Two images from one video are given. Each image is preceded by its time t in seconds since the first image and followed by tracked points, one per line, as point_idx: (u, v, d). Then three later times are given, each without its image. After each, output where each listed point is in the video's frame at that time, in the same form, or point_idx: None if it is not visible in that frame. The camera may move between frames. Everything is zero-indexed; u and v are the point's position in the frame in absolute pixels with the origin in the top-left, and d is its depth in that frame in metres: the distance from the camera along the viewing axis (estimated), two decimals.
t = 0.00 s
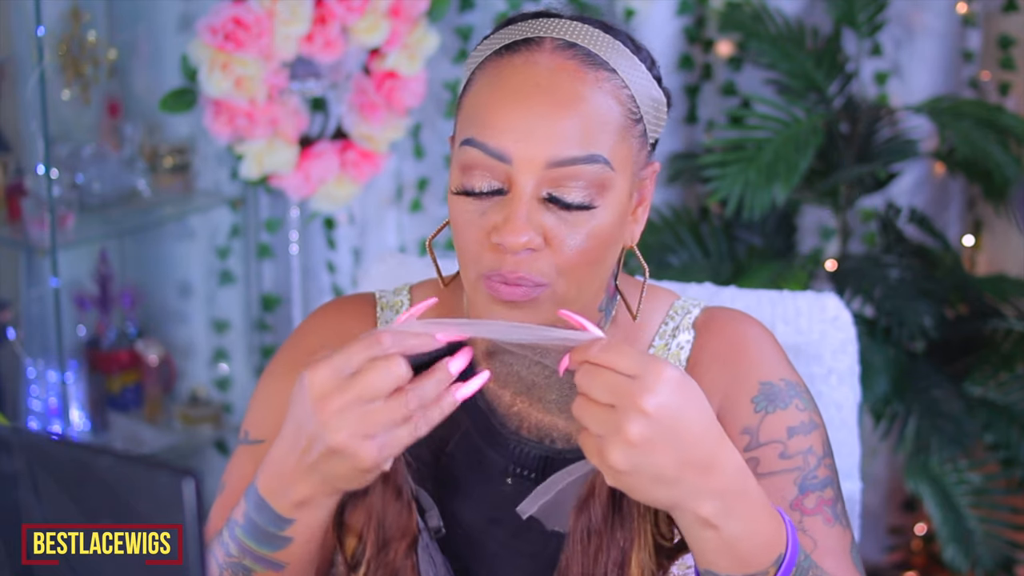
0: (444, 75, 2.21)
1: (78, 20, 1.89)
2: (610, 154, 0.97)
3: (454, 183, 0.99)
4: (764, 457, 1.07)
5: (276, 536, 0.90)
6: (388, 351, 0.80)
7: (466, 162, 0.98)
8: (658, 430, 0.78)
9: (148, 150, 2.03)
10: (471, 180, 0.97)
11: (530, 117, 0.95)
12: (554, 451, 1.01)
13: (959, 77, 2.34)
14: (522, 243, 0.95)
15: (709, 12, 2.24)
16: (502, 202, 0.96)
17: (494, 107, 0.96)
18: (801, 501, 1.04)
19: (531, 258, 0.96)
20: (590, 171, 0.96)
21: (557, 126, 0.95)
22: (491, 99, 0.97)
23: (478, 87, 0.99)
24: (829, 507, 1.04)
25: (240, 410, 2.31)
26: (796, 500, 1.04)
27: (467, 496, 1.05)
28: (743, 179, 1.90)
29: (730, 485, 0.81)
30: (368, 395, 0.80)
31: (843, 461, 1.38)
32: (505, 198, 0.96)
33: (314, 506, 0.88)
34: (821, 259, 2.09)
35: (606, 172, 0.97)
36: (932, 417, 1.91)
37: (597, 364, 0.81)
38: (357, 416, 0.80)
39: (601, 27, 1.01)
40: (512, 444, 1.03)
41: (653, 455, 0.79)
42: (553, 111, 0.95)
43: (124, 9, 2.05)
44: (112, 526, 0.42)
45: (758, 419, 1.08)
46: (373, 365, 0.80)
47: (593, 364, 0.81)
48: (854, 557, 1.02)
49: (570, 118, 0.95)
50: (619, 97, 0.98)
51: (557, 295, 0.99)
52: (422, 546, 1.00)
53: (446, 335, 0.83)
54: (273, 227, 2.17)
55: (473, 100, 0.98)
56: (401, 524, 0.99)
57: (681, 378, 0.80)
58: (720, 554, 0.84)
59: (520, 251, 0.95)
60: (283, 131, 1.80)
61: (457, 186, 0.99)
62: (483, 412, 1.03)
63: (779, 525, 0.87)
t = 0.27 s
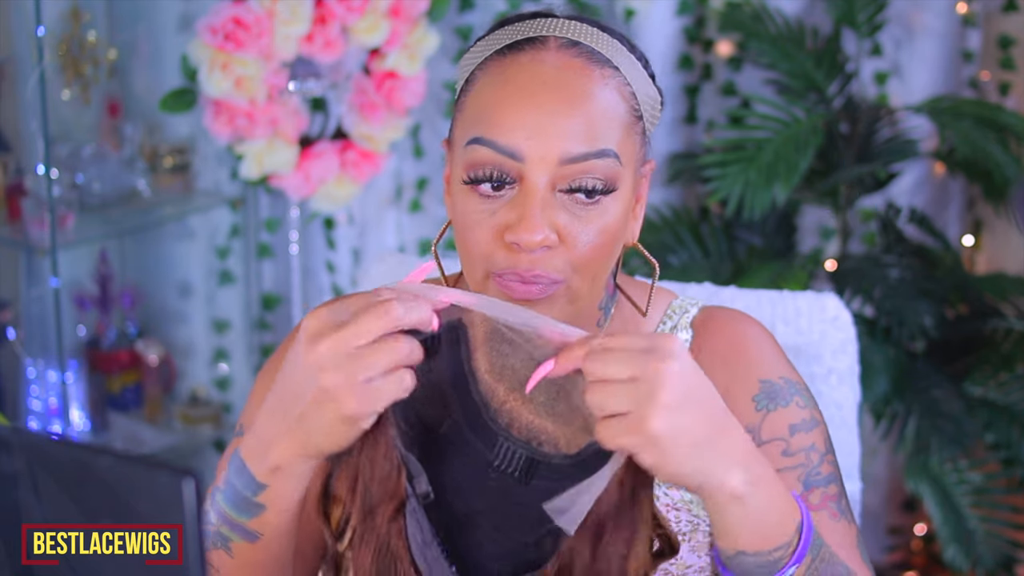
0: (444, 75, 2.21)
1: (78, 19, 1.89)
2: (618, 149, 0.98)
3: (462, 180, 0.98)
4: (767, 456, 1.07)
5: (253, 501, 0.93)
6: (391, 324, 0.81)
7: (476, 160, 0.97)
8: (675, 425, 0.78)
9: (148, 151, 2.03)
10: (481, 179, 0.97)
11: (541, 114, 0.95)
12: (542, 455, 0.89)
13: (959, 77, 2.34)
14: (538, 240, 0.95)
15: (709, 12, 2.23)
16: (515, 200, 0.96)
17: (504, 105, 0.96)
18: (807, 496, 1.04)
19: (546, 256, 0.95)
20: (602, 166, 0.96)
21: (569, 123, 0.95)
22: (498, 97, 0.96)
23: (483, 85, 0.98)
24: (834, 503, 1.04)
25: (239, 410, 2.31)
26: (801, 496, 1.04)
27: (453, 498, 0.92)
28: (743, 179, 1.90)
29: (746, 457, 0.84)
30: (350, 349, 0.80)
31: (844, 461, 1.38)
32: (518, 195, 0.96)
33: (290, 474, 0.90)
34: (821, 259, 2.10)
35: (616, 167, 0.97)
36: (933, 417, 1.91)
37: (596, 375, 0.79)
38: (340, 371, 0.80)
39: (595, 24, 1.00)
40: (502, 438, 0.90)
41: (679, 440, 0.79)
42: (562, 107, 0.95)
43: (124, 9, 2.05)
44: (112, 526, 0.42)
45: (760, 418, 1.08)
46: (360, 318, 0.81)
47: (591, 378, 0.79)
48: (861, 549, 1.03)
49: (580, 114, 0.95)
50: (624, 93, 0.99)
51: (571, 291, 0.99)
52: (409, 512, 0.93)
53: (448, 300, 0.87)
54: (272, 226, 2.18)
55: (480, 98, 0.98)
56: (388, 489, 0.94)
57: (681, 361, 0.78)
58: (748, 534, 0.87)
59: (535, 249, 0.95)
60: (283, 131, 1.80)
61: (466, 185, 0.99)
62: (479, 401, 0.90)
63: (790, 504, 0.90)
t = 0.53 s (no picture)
0: (444, 75, 2.21)
1: (78, 19, 1.89)
2: (619, 145, 0.98)
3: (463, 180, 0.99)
4: (771, 463, 1.07)
5: (244, 497, 0.95)
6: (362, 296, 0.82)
7: (475, 159, 0.97)
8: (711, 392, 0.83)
9: (148, 151, 2.03)
10: (481, 177, 0.97)
11: (540, 112, 0.95)
12: (542, 462, 0.87)
13: (959, 77, 2.34)
14: (540, 238, 0.95)
15: (709, 12, 2.23)
16: (516, 198, 0.96)
17: (502, 104, 0.96)
18: (809, 505, 1.04)
19: (549, 253, 0.96)
20: (603, 163, 0.96)
21: (568, 121, 0.95)
22: (497, 95, 0.96)
23: (482, 85, 0.98)
24: (836, 511, 1.04)
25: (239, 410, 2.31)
26: (803, 504, 1.04)
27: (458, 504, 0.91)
28: (743, 179, 1.90)
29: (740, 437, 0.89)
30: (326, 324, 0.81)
31: (844, 462, 1.37)
32: (519, 193, 0.96)
33: (280, 468, 0.91)
34: (820, 259, 2.10)
35: (617, 164, 0.97)
36: (932, 417, 1.91)
37: (648, 340, 0.81)
38: (312, 345, 0.81)
39: (592, 23, 1.00)
40: (504, 448, 0.87)
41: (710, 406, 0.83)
42: (561, 104, 0.95)
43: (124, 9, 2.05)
44: (112, 526, 0.42)
45: (764, 425, 1.09)
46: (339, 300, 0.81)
47: (641, 342, 0.81)
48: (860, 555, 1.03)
49: (579, 111, 0.95)
50: (623, 91, 0.99)
51: (574, 288, 1.00)
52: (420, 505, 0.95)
53: (443, 312, 0.84)
54: (272, 227, 2.16)
55: (478, 98, 0.98)
56: (392, 485, 1.00)
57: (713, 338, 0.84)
58: (762, 510, 0.90)
59: (538, 247, 0.95)
60: (283, 131, 1.80)
61: (466, 184, 0.99)
62: (479, 410, 0.87)
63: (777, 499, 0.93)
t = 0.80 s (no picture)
0: (444, 76, 2.21)
1: (78, 19, 1.89)
2: (618, 145, 0.97)
3: (462, 183, 0.99)
4: (772, 465, 1.07)
5: (244, 475, 0.95)
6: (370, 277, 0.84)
7: (474, 162, 0.97)
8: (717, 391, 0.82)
9: (148, 151, 2.03)
10: (480, 180, 0.97)
11: (539, 113, 0.95)
12: (557, 455, 0.88)
13: (959, 77, 2.34)
14: (540, 240, 0.95)
15: (709, 12, 2.23)
16: (516, 200, 0.96)
17: (501, 106, 0.96)
18: (810, 507, 1.04)
19: (548, 255, 0.96)
20: (602, 164, 0.96)
21: (566, 122, 0.95)
22: (496, 97, 0.97)
23: (480, 87, 0.98)
24: (836, 515, 1.04)
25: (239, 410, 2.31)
26: (804, 507, 1.04)
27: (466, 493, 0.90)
28: (743, 179, 1.90)
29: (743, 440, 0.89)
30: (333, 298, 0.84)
31: (844, 461, 1.37)
32: (519, 196, 0.96)
33: (278, 446, 0.92)
34: (820, 259, 2.10)
35: (616, 165, 0.97)
36: (932, 417, 1.91)
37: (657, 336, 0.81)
38: (313, 311, 0.84)
39: (591, 24, 1.00)
40: (521, 438, 0.88)
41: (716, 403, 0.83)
42: (559, 106, 0.95)
43: (124, 9, 2.05)
44: (112, 526, 0.42)
45: (765, 426, 1.09)
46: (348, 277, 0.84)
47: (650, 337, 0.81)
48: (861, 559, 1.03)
49: (577, 113, 0.95)
50: (621, 91, 0.99)
51: (575, 289, 1.00)
52: (420, 491, 0.94)
53: (447, 307, 0.86)
54: (272, 227, 2.17)
55: (477, 100, 0.98)
56: (393, 472, 0.99)
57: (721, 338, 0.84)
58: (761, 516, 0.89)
59: (537, 249, 0.95)
60: (283, 131, 1.80)
61: (466, 187, 0.99)
62: (498, 404, 0.89)
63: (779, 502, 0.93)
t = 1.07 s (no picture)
0: (444, 75, 2.21)
1: (78, 19, 1.89)
2: (619, 144, 0.97)
3: (465, 184, 0.99)
4: (772, 467, 1.07)
5: (242, 455, 0.95)
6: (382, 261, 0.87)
7: (476, 162, 0.97)
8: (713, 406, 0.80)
9: (148, 150, 2.03)
10: (482, 181, 0.97)
11: (540, 113, 0.95)
12: (562, 451, 0.88)
13: (959, 77, 2.34)
14: (543, 240, 0.95)
15: (709, 12, 2.23)
16: (518, 200, 0.96)
17: (502, 106, 0.96)
18: (810, 510, 1.04)
19: (551, 255, 0.96)
20: (603, 163, 0.96)
21: (568, 122, 0.95)
22: (497, 98, 0.97)
23: (482, 87, 0.98)
24: (836, 518, 1.04)
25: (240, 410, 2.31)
26: (804, 510, 1.04)
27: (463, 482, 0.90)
28: (743, 179, 1.90)
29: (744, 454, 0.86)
30: (345, 278, 0.86)
31: (843, 461, 1.37)
32: (521, 196, 0.96)
33: (276, 423, 0.93)
34: (821, 259, 2.10)
35: (618, 164, 0.97)
36: (932, 417, 1.91)
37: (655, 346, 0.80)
38: (327, 292, 0.86)
39: (592, 23, 1.00)
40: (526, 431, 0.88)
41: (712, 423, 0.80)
42: (560, 106, 0.95)
43: (124, 9, 2.05)
44: (112, 526, 0.42)
45: (766, 429, 1.09)
46: (361, 260, 0.86)
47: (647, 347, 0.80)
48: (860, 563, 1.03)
49: (578, 112, 0.95)
50: (622, 90, 0.98)
51: (578, 288, 1.00)
52: (409, 481, 0.95)
53: (459, 303, 0.89)
54: (272, 226, 2.16)
55: (478, 100, 0.98)
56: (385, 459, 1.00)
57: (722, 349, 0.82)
58: (755, 528, 0.87)
59: (540, 249, 0.95)
60: (283, 131, 1.80)
61: (468, 188, 0.99)
62: (507, 395, 0.89)
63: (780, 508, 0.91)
